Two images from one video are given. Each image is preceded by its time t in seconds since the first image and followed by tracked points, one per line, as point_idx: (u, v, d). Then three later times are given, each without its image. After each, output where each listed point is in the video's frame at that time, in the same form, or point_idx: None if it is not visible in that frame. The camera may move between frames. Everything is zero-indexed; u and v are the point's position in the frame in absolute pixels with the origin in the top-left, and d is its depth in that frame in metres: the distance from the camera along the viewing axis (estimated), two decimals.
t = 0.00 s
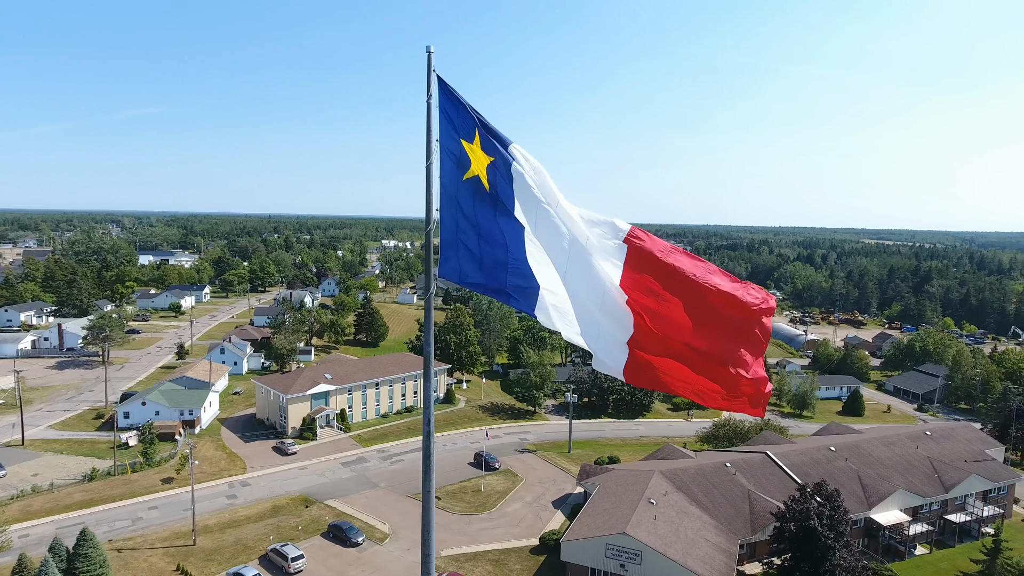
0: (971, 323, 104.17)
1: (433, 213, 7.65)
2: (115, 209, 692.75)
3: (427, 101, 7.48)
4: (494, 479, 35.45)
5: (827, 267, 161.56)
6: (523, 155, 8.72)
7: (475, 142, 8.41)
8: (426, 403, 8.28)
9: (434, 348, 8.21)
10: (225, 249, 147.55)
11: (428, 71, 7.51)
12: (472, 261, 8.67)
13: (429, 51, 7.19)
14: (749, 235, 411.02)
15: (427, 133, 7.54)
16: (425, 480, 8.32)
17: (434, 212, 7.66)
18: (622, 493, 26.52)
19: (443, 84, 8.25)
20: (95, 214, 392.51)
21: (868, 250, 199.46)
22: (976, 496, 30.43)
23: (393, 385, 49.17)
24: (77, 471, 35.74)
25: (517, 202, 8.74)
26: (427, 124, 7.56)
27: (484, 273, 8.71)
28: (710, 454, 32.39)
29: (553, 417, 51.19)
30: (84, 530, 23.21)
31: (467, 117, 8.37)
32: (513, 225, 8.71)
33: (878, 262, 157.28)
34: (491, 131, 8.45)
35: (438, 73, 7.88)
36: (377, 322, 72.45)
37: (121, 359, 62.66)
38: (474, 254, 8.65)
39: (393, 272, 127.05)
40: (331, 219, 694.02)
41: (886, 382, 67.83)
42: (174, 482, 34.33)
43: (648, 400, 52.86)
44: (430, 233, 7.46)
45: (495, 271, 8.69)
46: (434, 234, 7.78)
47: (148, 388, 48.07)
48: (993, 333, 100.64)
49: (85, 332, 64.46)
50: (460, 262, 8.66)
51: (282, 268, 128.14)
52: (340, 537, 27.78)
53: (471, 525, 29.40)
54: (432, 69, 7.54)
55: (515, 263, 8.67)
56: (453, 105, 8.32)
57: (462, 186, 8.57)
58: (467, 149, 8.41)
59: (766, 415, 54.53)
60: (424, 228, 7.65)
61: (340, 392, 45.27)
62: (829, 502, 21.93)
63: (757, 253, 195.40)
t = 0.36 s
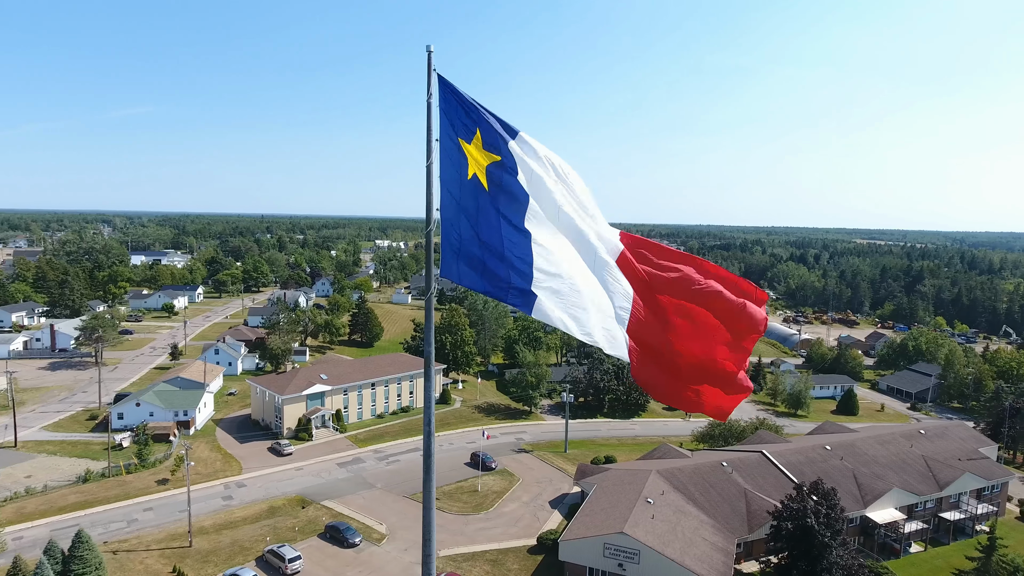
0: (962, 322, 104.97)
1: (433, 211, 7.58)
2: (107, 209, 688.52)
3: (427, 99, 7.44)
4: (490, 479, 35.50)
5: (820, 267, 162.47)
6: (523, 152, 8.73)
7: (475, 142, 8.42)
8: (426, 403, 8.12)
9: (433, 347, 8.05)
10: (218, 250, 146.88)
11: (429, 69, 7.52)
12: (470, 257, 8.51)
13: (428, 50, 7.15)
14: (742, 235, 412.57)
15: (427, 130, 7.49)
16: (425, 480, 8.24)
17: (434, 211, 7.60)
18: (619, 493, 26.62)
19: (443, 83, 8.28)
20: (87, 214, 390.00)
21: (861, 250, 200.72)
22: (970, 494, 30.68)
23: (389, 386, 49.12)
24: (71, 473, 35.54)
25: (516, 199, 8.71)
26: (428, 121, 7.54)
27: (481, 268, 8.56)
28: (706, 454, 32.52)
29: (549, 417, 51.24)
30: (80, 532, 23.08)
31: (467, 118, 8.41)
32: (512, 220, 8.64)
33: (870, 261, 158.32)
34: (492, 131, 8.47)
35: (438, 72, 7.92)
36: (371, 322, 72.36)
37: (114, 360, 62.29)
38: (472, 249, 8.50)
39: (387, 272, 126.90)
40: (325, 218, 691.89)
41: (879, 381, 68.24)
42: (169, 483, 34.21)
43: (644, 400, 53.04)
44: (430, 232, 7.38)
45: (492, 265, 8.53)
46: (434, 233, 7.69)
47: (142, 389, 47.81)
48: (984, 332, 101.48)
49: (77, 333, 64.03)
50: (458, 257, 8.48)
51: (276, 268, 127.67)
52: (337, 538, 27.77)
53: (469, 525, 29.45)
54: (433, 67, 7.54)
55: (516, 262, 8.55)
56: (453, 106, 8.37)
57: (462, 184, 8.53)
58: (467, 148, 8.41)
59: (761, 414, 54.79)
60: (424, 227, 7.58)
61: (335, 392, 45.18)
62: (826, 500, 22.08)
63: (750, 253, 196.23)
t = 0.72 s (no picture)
0: (952, 321, 105.96)
1: (432, 212, 7.48)
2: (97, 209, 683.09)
3: (426, 99, 7.31)
4: (485, 479, 35.54)
5: (812, 267, 163.57)
6: (524, 150, 8.64)
7: (475, 142, 8.36)
8: (425, 401, 7.86)
9: (434, 346, 7.82)
10: (209, 250, 146.05)
11: (429, 69, 7.40)
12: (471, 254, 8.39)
13: (428, 50, 7.02)
14: (735, 235, 414.41)
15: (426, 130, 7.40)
16: (424, 480, 7.93)
17: (433, 212, 7.49)
18: (615, 492, 26.73)
19: (441, 82, 8.20)
20: (77, 214, 386.95)
21: (852, 250, 202.29)
22: (962, 492, 31.00)
23: (383, 387, 49.02)
24: (63, 475, 35.27)
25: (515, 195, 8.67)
26: (428, 122, 7.44)
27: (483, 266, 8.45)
28: (700, 453, 32.70)
29: (543, 417, 51.26)
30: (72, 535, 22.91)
31: (467, 117, 8.32)
32: (513, 220, 8.54)
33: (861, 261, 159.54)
34: (492, 131, 8.39)
35: (438, 71, 7.82)
36: (365, 323, 72.19)
37: (105, 361, 61.84)
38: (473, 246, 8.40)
39: (379, 272, 126.60)
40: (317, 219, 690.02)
41: (871, 379, 68.70)
42: (162, 485, 34.02)
43: (638, 399, 53.23)
44: (430, 233, 7.29)
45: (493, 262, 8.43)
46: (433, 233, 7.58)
47: (133, 391, 47.50)
48: (974, 331, 102.46)
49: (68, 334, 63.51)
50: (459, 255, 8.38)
51: (268, 269, 127.13)
52: (332, 539, 27.72)
53: (465, 526, 29.49)
54: (433, 67, 7.41)
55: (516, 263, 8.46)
56: (452, 105, 8.28)
57: (461, 184, 8.42)
58: (467, 148, 8.34)
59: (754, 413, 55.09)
60: (424, 228, 7.48)
61: (329, 393, 45.05)
62: (820, 498, 22.30)
63: (742, 253, 197.22)
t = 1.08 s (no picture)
0: (940, 320, 107.12)
1: (427, 215, 7.30)
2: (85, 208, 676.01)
3: (422, 100, 7.20)
4: (479, 479, 35.56)
5: (801, 266, 164.84)
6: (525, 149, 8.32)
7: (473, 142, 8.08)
8: (421, 401, 7.78)
9: (429, 347, 7.71)
10: (199, 250, 144.92)
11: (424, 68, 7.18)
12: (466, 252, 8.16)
13: (426, 49, 6.87)
14: (725, 235, 416.54)
15: (422, 130, 7.24)
16: (420, 481, 7.73)
17: (428, 215, 7.31)
18: (608, 492, 26.84)
19: (439, 83, 8.05)
20: (64, 214, 382.90)
21: (841, 250, 203.99)
22: (951, 489, 31.37)
23: (375, 387, 48.92)
24: (52, 478, 34.91)
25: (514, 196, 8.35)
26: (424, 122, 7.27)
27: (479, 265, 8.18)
28: (693, 452, 32.91)
29: (536, 416, 51.31)
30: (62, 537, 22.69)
31: (464, 115, 8.04)
32: (512, 220, 8.25)
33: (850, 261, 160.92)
34: (491, 129, 8.07)
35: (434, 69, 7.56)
36: (356, 323, 71.98)
37: (94, 362, 61.29)
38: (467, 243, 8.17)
39: (371, 272, 126.22)
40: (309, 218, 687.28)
41: (861, 378, 69.34)
42: (153, 487, 33.75)
43: (630, 398, 53.45)
44: (425, 235, 7.16)
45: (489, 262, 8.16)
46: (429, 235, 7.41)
47: (123, 392, 47.08)
48: (961, 330, 103.66)
49: (55, 335, 62.83)
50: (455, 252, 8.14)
51: (258, 269, 126.34)
52: (325, 540, 27.63)
53: (458, 526, 29.49)
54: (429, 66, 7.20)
55: (514, 264, 8.19)
56: (449, 103, 8.01)
57: (459, 183, 8.18)
58: (464, 148, 8.07)
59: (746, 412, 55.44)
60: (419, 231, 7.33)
61: (321, 394, 44.87)
62: (811, 496, 22.54)
63: (732, 252, 198.27)
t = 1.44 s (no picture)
0: (927, 319, 108.30)
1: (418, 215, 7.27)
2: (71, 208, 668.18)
3: (414, 100, 7.16)
4: (470, 479, 35.52)
5: (790, 266, 166.17)
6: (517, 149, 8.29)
7: (464, 143, 8.05)
8: (413, 402, 7.73)
9: (422, 347, 7.66)
10: (187, 251, 143.69)
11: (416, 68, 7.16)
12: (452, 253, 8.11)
13: (417, 49, 6.85)
14: (716, 235, 418.71)
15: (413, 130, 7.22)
16: (413, 481, 7.68)
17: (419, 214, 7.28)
18: (600, 491, 26.89)
19: (431, 83, 7.98)
20: (49, 214, 378.17)
21: (830, 250, 205.73)
22: (940, 486, 31.70)
23: (366, 388, 48.72)
24: (39, 481, 34.46)
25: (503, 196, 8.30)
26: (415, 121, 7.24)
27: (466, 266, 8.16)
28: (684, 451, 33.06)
29: (527, 416, 51.31)
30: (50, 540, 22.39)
31: (456, 116, 8.01)
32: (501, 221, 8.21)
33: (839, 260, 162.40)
34: (483, 131, 8.06)
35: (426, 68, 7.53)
36: (347, 323, 71.70)
37: (81, 363, 60.62)
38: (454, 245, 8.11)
39: (361, 272, 125.74)
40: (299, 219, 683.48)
41: (849, 377, 69.96)
42: (141, 490, 33.41)
43: (621, 398, 53.58)
44: (416, 236, 7.14)
45: (476, 262, 8.15)
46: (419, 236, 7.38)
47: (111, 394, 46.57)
48: (948, 329, 104.85)
49: (42, 337, 62.07)
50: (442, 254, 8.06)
51: (248, 269, 125.48)
52: (316, 541, 27.47)
53: (450, 526, 29.44)
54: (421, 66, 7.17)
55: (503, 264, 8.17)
56: (441, 103, 7.97)
57: (449, 183, 8.16)
58: (456, 148, 8.04)
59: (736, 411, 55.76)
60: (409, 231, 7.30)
61: (312, 395, 44.64)
62: (802, 495, 22.71)
63: (722, 252, 199.36)
